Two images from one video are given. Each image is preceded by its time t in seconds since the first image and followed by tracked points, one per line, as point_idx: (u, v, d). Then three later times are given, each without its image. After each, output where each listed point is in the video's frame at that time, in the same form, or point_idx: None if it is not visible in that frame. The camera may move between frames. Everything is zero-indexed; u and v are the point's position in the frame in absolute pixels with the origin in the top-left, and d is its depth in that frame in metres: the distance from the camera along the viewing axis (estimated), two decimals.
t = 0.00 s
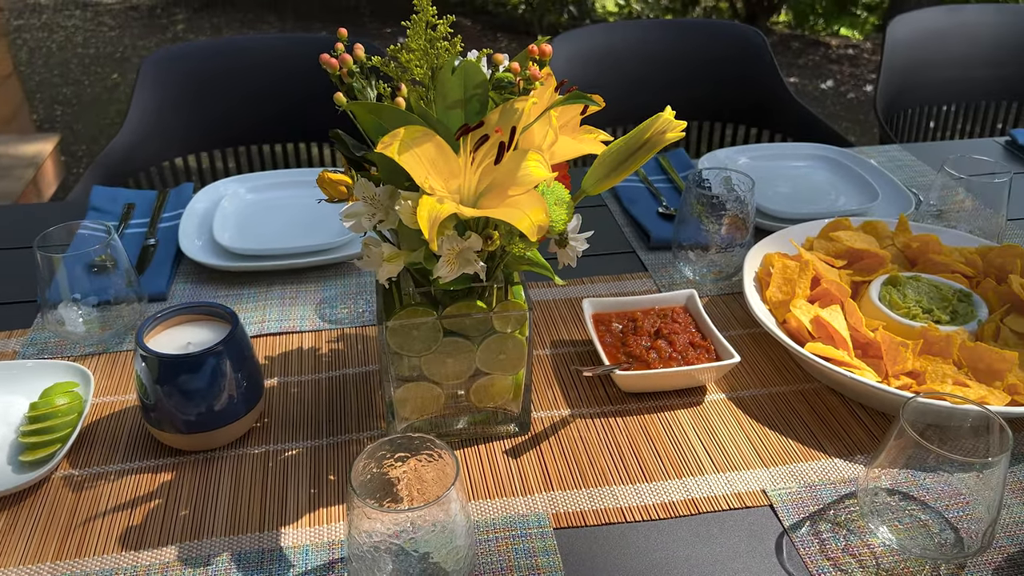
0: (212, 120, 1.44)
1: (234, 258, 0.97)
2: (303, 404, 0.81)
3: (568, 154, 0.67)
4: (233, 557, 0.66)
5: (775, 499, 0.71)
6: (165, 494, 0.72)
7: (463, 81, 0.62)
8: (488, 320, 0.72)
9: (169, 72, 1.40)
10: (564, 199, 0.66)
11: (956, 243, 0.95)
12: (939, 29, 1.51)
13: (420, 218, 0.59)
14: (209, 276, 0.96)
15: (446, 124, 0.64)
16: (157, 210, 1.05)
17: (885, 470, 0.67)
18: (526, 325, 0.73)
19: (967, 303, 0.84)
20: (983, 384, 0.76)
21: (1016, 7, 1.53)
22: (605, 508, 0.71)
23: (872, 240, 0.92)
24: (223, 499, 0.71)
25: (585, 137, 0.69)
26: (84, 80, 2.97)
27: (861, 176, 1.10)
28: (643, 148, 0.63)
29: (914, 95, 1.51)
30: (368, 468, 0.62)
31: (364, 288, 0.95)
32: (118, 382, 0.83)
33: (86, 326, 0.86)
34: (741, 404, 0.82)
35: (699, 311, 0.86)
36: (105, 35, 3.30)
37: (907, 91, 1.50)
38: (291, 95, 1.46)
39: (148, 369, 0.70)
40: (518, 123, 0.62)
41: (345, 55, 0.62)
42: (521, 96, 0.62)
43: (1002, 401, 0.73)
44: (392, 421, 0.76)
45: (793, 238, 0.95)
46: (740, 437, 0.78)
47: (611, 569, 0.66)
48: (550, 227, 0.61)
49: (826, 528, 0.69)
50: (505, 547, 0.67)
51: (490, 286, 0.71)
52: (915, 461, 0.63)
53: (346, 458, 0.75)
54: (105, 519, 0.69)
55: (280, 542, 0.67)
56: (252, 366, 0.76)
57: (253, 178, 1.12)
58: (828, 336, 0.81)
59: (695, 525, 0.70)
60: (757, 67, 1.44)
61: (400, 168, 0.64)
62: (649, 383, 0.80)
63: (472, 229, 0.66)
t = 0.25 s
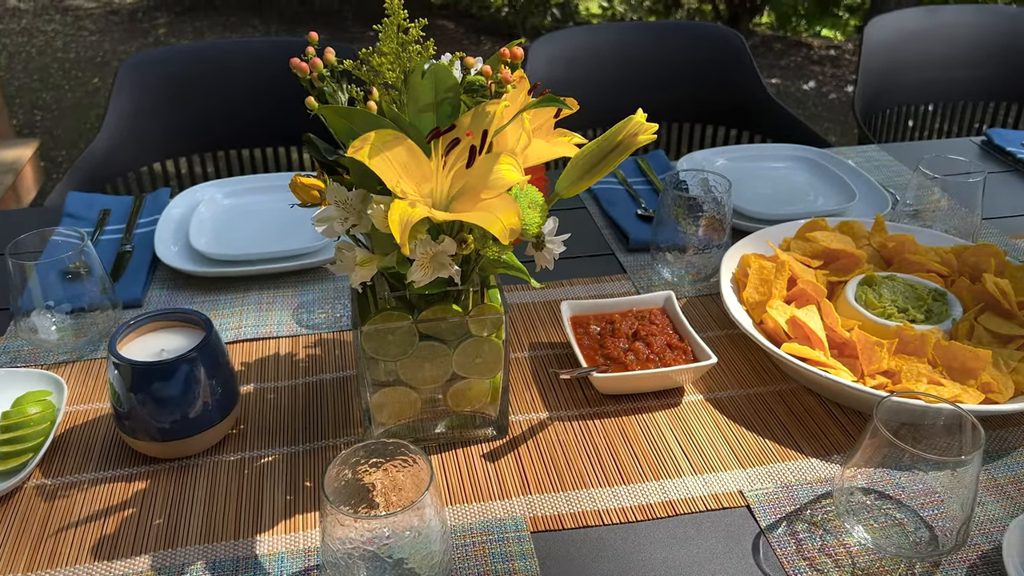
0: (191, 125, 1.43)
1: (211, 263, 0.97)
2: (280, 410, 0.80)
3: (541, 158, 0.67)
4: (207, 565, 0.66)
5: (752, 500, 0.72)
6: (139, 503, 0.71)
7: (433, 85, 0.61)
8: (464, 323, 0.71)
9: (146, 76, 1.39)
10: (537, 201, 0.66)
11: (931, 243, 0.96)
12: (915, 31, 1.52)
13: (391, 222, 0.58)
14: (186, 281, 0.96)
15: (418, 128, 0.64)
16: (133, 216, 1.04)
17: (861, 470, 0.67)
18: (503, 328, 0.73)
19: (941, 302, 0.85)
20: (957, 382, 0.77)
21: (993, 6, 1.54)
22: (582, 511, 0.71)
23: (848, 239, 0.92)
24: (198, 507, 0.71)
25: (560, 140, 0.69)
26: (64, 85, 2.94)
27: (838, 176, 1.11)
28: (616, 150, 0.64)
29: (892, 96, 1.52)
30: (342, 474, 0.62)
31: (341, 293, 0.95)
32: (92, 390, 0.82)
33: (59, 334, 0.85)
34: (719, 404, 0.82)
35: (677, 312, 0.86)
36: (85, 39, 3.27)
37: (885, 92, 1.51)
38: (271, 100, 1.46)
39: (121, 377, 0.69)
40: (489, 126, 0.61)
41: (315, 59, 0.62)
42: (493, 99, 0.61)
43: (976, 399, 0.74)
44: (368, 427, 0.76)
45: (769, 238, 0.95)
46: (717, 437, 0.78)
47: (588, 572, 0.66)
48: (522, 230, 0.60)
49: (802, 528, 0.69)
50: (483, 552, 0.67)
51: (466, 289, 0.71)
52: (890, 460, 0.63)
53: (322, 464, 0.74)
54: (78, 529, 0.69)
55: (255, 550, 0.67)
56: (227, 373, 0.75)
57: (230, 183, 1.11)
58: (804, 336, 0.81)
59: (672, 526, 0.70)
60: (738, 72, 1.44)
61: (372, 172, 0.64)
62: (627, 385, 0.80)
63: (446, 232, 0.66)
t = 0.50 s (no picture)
0: (171, 130, 1.43)
1: (190, 269, 0.97)
2: (257, 417, 0.80)
3: (518, 161, 0.67)
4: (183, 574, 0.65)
5: (729, 501, 0.72)
6: (115, 511, 0.70)
7: (406, 90, 0.61)
8: (441, 328, 0.71)
9: (125, 82, 1.38)
10: (512, 205, 0.66)
11: (907, 243, 0.97)
12: (893, 32, 1.53)
13: (364, 227, 0.58)
14: (163, 288, 0.95)
15: (392, 132, 0.63)
16: (110, 222, 1.04)
17: (836, 470, 0.67)
18: (480, 331, 0.73)
19: (917, 302, 0.86)
20: (931, 381, 0.77)
21: (970, 8, 1.56)
22: (560, 514, 0.71)
23: (825, 240, 0.93)
24: (174, 515, 0.70)
25: (535, 144, 0.69)
26: (45, 90, 2.92)
27: (816, 177, 1.11)
28: (590, 154, 0.64)
29: (870, 96, 1.53)
30: (317, 481, 0.61)
31: (320, 298, 0.95)
32: (68, 398, 0.81)
33: (34, 342, 0.85)
34: (697, 406, 0.82)
35: (654, 315, 0.87)
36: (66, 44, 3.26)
37: (864, 93, 1.52)
38: (252, 105, 1.45)
39: (95, 385, 0.69)
40: (461, 131, 0.61)
41: (286, 65, 0.62)
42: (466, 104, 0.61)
43: (950, 398, 0.74)
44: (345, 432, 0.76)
45: (746, 240, 0.96)
46: (695, 438, 0.79)
47: None
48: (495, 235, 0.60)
49: (779, 529, 0.70)
50: (460, 557, 0.67)
51: (442, 294, 0.71)
52: (864, 458, 0.64)
53: (299, 471, 0.74)
54: (52, 539, 0.68)
55: (232, 558, 0.67)
56: (203, 380, 0.75)
57: (208, 189, 1.11)
58: (780, 337, 0.82)
59: (650, 528, 0.70)
60: (717, 75, 1.45)
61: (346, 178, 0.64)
62: (605, 387, 0.81)
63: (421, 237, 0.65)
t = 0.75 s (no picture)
0: (151, 135, 1.42)
1: (167, 274, 0.96)
2: (234, 422, 0.80)
3: (493, 163, 0.67)
4: None
5: (706, 500, 0.72)
6: (89, 519, 0.70)
7: (377, 93, 0.61)
8: (417, 331, 0.71)
9: (104, 86, 1.37)
10: (486, 208, 0.66)
11: (883, 242, 0.97)
12: (871, 32, 1.54)
13: (336, 230, 0.58)
14: (141, 293, 0.95)
15: (364, 135, 0.63)
16: (87, 227, 1.03)
17: (812, 468, 0.67)
18: (456, 334, 0.72)
19: (892, 301, 0.86)
20: (906, 379, 0.78)
21: (947, 8, 1.57)
22: (538, 515, 0.71)
23: (802, 240, 0.93)
24: (149, 521, 0.70)
25: (510, 145, 0.69)
26: (26, 94, 2.91)
27: (794, 178, 1.12)
28: (563, 155, 0.64)
29: (850, 96, 1.54)
30: (292, 485, 0.61)
31: (298, 302, 0.94)
32: (43, 405, 0.81)
33: (9, 348, 0.84)
34: (674, 406, 0.83)
35: (632, 315, 0.87)
36: (47, 49, 3.24)
37: (843, 93, 1.53)
38: (232, 108, 1.45)
39: (68, 392, 0.68)
40: (433, 134, 0.61)
41: (257, 68, 0.62)
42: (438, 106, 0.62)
43: (924, 395, 0.75)
44: (322, 437, 0.76)
45: (724, 241, 0.96)
46: (673, 439, 0.79)
47: None
48: (468, 237, 0.60)
49: (756, 527, 0.70)
50: (438, 560, 0.67)
51: (419, 297, 0.70)
52: (839, 456, 0.64)
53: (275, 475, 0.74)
54: (26, 547, 0.67)
55: (207, 564, 0.66)
56: (179, 385, 0.75)
57: (186, 193, 1.10)
58: (756, 337, 0.82)
59: (627, 529, 0.70)
60: (698, 77, 1.46)
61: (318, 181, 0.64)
62: (583, 388, 0.81)
63: (395, 240, 0.65)
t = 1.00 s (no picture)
0: (130, 139, 1.42)
1: (145, 279, 0.96)
2: (212, 427, 0.79)
3: (467, 165, 0.67)
4: None
5: (683, 500, 0.73)
6: (65, 526, 0.69)
7: (350, 96, 0.61)
8: (394, 333, 0.71)
9: (83, 90, 1.37)
10: (461, 210, 0.66)
11: (859, 241, 0.98)
12: (849, 34, 1.55)
13: (309, 233, 0.58)
14: (118, 298, 0.94)
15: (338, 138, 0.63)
16: (64, 232, 1.02)
17: (789, 466, 0.68)
18: (434, 337, 0.72)
19: (868, 299, 0.87)
20: (881, 377, 0.78)
21: (925, 10, 1.58)
22: (516, 517, 0.71)
23: (779, 240, 0.94)
24: (125, 527, 0.69)
25: (485, 148, 0.69)
26: (7, 99, 2.89)
27: (773, 178, 1.13)
28: (537, 157, 0.64)
29: (828, 97, 1.55)
30: (267, 490, 0.61)
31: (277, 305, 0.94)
32: (18, 412, 0.80)
33: None
34: (653, 406, 0.83)
35: (611, 316, 0.87)
36: (28, 53, 3.22)
37: (821, 94, 1.54)
38: (212, 112, 1.45)
39: (42, 398, 0.68)
40: (406, 137, 0.61)
41: (229, 72, 0.62)
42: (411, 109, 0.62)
43: (899, 393, 0.75)
44: (300, 441, 0.75)
45: (702, 241, 0.97)
46: (651, 438, 0.79)
47: None
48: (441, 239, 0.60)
49: (733, 526, 0.70)
50: (415, 562, 0.67)
51: (395, 299, 0.70)
52: (815, 454, 0.64)
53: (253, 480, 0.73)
54: None
55: (183, 569, 0.66)
56: (155, 390, 0.74)
57: (164, 198, 1.10)
58: (734, 336, 0.83)
59: (604, 529, 0.70)
60: (679, 78, 1.46)
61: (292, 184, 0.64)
62: (562, 389, 0.81)
63: (369, 243, 0.65)
